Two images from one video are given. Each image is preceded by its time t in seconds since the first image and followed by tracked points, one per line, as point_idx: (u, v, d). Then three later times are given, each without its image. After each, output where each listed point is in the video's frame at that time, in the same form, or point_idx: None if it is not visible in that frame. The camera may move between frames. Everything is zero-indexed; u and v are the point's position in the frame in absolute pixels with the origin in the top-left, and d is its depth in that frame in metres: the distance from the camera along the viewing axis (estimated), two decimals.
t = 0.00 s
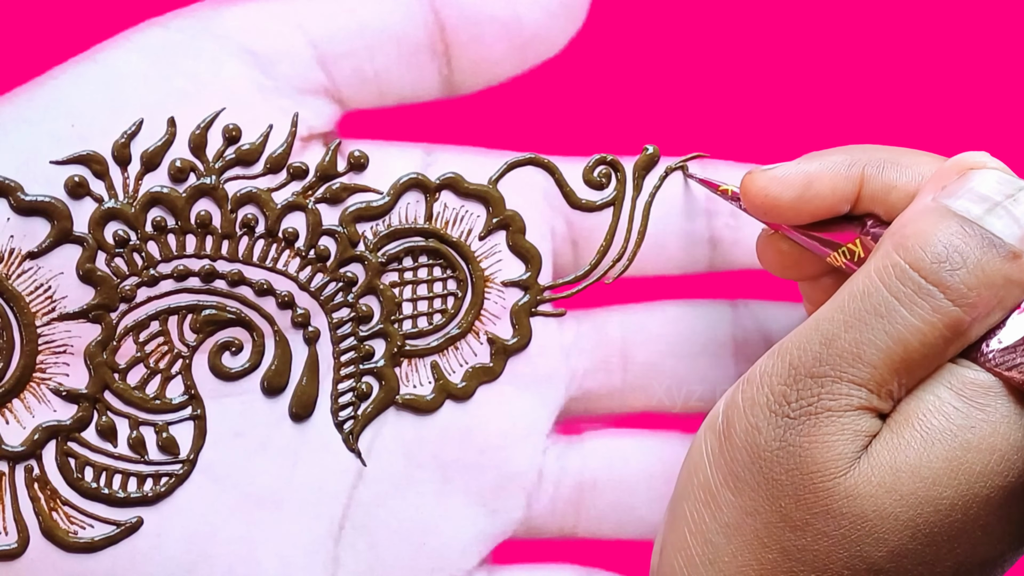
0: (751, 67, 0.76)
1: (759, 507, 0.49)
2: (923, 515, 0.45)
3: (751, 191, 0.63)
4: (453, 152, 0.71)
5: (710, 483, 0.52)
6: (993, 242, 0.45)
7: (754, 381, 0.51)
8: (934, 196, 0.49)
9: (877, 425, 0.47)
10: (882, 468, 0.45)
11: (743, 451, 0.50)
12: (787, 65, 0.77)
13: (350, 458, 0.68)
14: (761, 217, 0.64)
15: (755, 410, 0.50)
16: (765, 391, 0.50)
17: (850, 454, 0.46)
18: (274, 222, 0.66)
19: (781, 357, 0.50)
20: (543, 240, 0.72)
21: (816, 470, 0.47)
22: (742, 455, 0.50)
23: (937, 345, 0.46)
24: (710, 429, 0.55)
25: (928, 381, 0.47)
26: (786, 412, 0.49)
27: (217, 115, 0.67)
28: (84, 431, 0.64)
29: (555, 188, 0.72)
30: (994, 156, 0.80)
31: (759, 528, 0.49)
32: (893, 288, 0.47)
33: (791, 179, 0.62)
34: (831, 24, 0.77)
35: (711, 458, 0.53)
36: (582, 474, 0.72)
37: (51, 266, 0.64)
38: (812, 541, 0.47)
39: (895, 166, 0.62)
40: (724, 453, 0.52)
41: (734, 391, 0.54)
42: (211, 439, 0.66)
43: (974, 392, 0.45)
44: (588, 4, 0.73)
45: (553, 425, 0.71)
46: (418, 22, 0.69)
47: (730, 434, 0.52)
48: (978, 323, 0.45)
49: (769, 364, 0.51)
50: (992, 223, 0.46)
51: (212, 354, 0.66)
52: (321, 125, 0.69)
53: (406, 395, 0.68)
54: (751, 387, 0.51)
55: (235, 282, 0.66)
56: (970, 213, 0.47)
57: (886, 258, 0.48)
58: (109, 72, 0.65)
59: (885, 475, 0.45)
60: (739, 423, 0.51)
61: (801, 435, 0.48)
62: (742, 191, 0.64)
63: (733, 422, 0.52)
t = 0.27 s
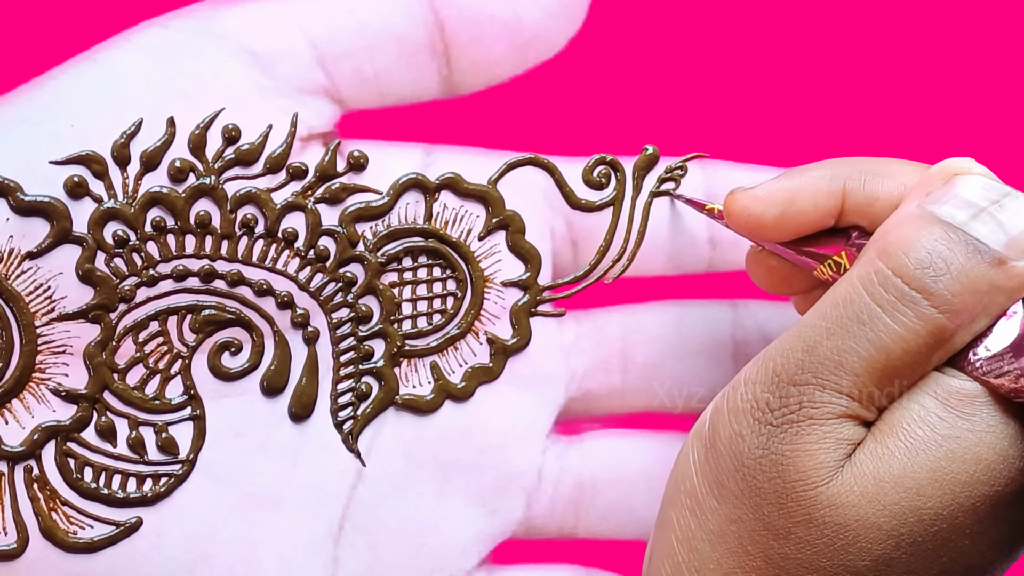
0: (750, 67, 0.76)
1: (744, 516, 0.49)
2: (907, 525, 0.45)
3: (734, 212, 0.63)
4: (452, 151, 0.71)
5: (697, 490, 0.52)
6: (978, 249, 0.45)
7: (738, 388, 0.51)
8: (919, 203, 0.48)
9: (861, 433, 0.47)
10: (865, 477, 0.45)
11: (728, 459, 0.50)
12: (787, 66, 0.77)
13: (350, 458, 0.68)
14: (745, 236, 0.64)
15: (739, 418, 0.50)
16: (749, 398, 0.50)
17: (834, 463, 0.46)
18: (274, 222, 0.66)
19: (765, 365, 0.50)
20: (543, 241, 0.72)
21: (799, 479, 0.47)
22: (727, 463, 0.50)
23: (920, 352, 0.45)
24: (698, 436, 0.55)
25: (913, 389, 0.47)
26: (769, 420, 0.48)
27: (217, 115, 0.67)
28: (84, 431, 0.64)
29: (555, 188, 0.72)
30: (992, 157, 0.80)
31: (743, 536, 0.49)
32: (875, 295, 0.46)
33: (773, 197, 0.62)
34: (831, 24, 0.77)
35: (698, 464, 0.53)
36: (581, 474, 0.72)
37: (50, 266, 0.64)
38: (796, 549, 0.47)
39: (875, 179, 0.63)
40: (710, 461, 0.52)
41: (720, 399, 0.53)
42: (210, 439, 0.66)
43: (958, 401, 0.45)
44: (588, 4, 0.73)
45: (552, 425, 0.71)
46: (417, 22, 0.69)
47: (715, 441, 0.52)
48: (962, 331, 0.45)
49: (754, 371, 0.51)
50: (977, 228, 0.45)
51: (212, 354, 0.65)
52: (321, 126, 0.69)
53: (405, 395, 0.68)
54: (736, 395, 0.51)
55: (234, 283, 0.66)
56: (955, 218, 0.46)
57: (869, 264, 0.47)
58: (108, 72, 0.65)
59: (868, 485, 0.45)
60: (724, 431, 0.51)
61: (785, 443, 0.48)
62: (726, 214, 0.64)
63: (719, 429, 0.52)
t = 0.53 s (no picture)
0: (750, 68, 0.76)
1: (726, 530, 0.49)
2: (889, 537, 0.45)
3: (704, 239, 0.63)
4: (451, 151, 0.71)
5: (681, 503, 0.52)
6: (953, 255, 0.44)
7: (719, 401, 0.51)
8: (892, 210, 0.48)
9: (841, 444, 0.47)
10: (845, 489, 0.45)
11: (710, 472, 0.50)
12: (786, 66, 0.77)
13: (350, 458, 0.68)
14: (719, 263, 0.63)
15: (719, 431, 0.50)
16: (728, 411, 0.50)
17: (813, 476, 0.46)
18: (274, 223, 0.66)
19: (744, 377, 0.50)
20: (543, 241, 0.72)
21: (778, 493, 0.47)
22: (709, 476, 0.50)
23: (897, 361, 0.45)
24: (683, 447, 0.55)
25: (892, 399, 0.46)
26: (748, 433, 0.48)
27: (217, 115, 0.67)
28: (84, 431, 0.64)
29: (555, 189, 0.72)
30: (991, 158, 0.80)
31: (726, 550, 0.49)
32: (850, 306, 0.46)
33: (740, 222, 0.61)
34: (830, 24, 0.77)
35: (682, 476, 0.53)
36: (581, 474, 0.72)
37: (50, 266, 0.64)
38: (778, 562, 0.47)
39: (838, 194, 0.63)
40: (693, 473, 0.52)
41: (703, 410, 0.53)
42: (210, 440, 0.66)
43: (938, 411, 0.45)
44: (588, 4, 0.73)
45: (552, 425, 0.71)
46: (418, 23, 0.69)
47: (697, 453, 0.52)
48: (939, 339, 0.44)
49: (734, 383, 0.51)
50: (951, 234, 0.44)
51: (211, 354, 0.65)
52: (321, 126, 0.69)
53: (405, 395, 0.68)
54: (717, 408, 0.51)
55: (234, 283, 0.66)
56: (928, 225, 0.45)
57: (843, 274, 0.47)
58: (108, 72, 0.65)
59: (848, 498, 0.45)
60: (706, 444, 0.51)
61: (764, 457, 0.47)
62: (695, 242, 0.63)
63: (701, 442, 0.52)
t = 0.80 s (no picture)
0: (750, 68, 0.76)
1: (715, 536, 0.48)
2: (879, 549, 0.44)
3: (708, 259, 0.64)
4: (451, 151, 0.71)
5: (671, 506, 0.52)
6: (953, 267, 0.43)
7: (713, 405, 0.50)
8: (893, 220, 0.47)
9: (834, 454, 0.46)
10: (836, 500, 0.44)
11: (701, 476, 0.49)
12: (786, 66, 0.77)
13: (350, 458, 0.68)
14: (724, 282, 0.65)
15: (711, 436, 0.49)
16: (721, 415, 0.49)
17: (805, 486, 0.45)
18: (274, 223, 0.66)
19: (738, 381, 0.49)
20: (543, 241, 0.72)
21: (769, 501, 0.46)
22: (700, 481, 0.49)
23: (892, 372, 0.44)
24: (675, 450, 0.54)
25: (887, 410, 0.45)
26: (740, 439, 0.47)
27: (217, 115, 0.67)
28: (84, 431, 0.64)
29: (555, 189, 0.72)
30: (991, 157, 0.80)
31: (715, 556, 0.48)
32: (848, 314, 0.45)
33: (742, 241, 0.62)
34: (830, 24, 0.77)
35: (673, 480, 0.52)
36: (581, 474, 0.72)
37: (50, 267, 0.64)
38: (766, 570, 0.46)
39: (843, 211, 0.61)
40: (684, 477, 0.51)
41: (696, 414, 0.52)
42: (210, 440, 0.66)
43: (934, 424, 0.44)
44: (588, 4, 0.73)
45: (552, 425, 0.71)
46: (417, 23, 0.69)
47: (689, 457, 0.51)
48: (936, 351, 0.44)
49: (728, 387, 0.49)
50: (952, 246, 0.43)
51: (211, 354, 0.65)
52: (321, 126, 0.69)
53: (405, 395, 0.68)
54: (710, 412, 0.50)
55: (234, 283, 0.66)
56: (930, 236, 0.44)
57: (842, 282, 0.46)
58: (108, 72, 0.65)
59: (839, 508, 0.44)
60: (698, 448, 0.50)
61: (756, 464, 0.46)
62: (701, 261, 0.65)
63: (693, 446, 0.51)
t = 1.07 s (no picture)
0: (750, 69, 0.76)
1: (698, 548, 0.47)
2: (863, 559, 0.44)
3: (683, 283, 0.62)
4: (451, 152, 0.71)
5: (653, 516, 0.51)
6: (929, 273, 0.42)
7: (691, 414, 0.49)
8: (867, 225, 0.45)
9: (814, 465, 0.45)
10: (818, 512, 0.44)
11: (682, 487, 0.48)
12: (786, 67, 0.77)
13: (349, 458, 0.68)
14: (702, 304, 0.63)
15: (690, 447, 0.48)
16: (700, 426, 0.48)
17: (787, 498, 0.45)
18: (274, 223, 0.66)
19: (716, 391, 0.47)
20: (543, 241, 0.71)
21: (750, 515, 0.45)
22: (681, 491, 0.48)
23: (870, 382, 0.43)
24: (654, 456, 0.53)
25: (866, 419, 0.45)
26: (719, 451, 0.46)
27: (217, 115, 0.67)
28: (84, 431, 0.64)
29: (555, 189, 0.72)
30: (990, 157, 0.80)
31: (699, 568, 0.48)
32: (824, 323, 0.44)
33: (714, 263, 0.61)
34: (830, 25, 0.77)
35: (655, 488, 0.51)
36: (581, 474, 0.72)
37: (50, 267, 0.64)
38: None
39: (812, 222, 0.61)
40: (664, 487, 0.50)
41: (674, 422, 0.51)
42: (210, 440, 0.66)
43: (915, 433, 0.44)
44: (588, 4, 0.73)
45: (552, 425, 0.71)
46: (417, 24, 0.69)
47: (669, 466, 0.50)
48: (913, 359, 0.43)
49: (706, 397, 0.48)
50: (928, 252, 0.42)
51: (211, 354, 0.65)
52: (322, 126, 0.69)
53: (405, 396, 0.68)
54: (688, 422, 0.49)
55: (234, 283, 0.66)
56: (904, 243, 0.43)
57: (816, 290, 0.44)
58: (108, 73, 0.65)
59: (823, 521, 0.44)
60: (677, 458, 0.49)
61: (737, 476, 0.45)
62: (676, 284, 0.63)
63: (673, 457, 0.49)
